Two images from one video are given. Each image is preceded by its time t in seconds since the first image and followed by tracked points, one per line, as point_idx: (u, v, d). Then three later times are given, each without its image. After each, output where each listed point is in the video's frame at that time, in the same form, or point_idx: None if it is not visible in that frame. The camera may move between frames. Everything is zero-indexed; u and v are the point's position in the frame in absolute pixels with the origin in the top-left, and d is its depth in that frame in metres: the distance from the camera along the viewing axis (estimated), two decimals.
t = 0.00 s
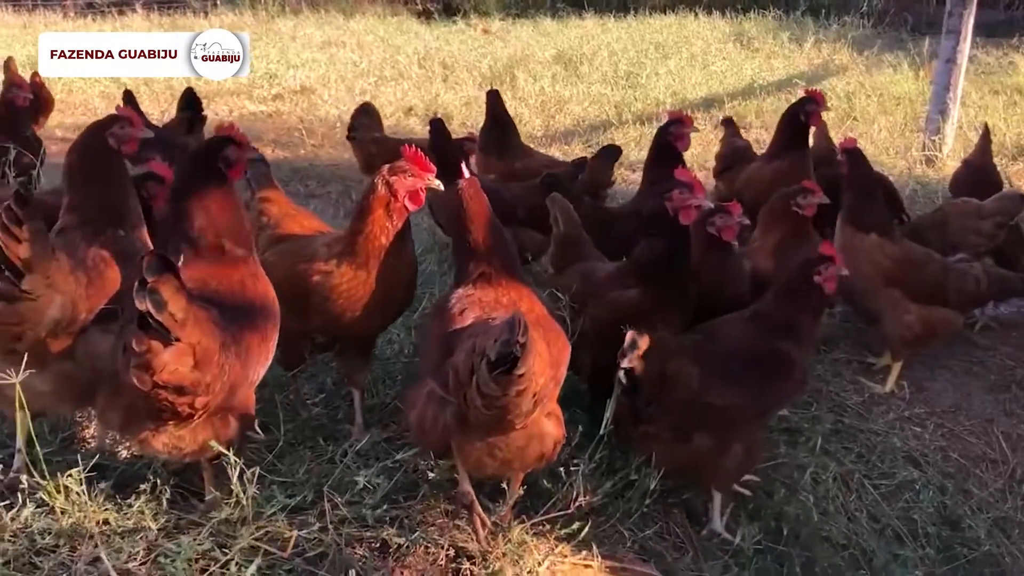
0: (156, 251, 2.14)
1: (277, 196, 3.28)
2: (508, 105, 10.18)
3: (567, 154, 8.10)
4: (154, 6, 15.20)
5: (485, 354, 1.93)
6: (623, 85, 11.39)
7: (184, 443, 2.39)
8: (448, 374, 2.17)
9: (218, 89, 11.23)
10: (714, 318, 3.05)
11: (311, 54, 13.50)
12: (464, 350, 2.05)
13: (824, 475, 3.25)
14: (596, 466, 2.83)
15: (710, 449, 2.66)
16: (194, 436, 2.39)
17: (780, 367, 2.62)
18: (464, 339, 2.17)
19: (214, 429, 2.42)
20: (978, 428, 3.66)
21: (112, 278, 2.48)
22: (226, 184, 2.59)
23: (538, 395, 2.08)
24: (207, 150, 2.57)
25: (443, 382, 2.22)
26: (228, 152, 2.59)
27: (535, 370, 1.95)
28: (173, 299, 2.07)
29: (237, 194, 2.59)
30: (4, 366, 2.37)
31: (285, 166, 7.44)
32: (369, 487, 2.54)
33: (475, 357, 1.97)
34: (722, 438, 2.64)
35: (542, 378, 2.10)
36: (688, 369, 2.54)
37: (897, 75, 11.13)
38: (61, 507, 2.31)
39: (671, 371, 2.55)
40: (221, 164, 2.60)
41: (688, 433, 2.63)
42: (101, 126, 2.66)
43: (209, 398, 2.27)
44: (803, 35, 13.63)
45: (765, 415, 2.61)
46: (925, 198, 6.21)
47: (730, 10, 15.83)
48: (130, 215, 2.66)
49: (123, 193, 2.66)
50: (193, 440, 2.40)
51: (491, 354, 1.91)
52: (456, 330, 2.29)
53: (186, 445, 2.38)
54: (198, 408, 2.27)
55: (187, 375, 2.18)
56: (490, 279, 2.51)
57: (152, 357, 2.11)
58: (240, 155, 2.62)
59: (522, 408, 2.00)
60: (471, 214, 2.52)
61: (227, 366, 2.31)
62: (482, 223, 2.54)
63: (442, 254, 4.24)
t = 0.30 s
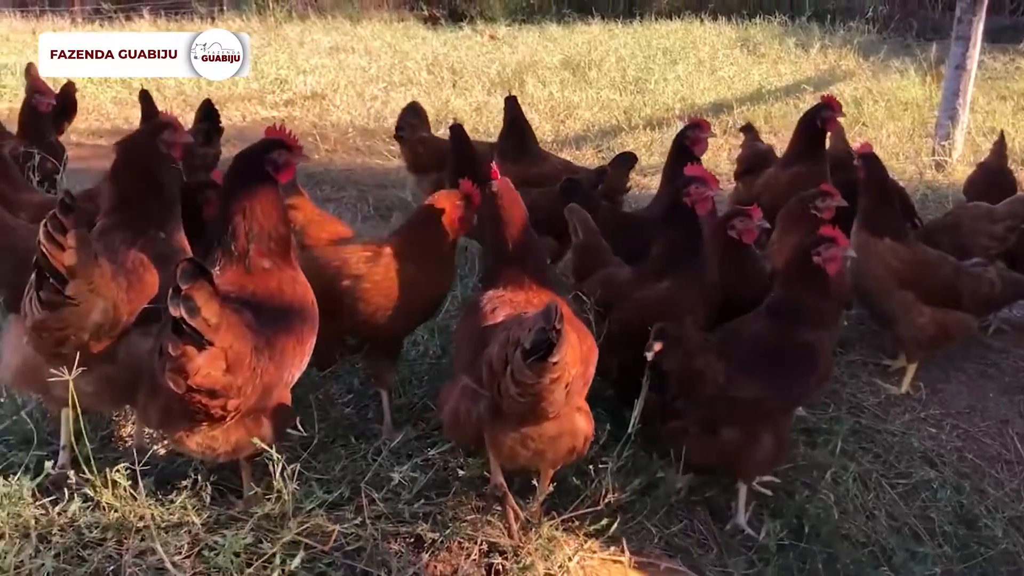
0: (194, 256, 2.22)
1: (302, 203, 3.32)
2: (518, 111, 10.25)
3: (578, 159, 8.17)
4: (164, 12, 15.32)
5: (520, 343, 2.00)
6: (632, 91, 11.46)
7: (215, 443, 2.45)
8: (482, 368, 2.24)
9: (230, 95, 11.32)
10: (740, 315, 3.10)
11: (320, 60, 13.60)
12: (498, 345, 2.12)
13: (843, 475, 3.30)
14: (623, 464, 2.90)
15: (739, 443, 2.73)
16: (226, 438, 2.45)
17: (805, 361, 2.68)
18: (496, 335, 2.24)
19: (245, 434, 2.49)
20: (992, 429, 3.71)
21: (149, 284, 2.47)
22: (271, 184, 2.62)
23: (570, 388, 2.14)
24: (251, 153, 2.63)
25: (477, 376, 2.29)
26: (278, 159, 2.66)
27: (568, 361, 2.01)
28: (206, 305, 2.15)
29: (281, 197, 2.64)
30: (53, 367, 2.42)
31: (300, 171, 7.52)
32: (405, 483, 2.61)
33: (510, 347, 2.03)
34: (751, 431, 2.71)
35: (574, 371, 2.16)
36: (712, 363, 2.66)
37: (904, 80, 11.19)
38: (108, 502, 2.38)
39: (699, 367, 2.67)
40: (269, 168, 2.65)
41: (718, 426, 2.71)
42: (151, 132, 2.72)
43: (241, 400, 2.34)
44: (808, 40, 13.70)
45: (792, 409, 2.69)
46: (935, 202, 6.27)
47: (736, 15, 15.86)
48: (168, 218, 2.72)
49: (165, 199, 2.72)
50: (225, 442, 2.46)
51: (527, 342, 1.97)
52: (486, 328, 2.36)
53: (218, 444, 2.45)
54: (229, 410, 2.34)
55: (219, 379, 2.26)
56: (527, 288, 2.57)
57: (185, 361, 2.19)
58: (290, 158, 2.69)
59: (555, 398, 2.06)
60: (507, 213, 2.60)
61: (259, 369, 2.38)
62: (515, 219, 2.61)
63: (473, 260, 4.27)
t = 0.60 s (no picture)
0: (238, 260, 2.30)
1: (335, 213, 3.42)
2: (534, 119, 10.30)
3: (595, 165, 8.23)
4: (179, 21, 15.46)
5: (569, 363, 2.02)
6: (646, 98, 11.52)
7: (255, 442, 2.51)
8: (525, 382, 2.28)
9: (247, 103, 11.42)
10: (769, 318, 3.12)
11: (334, 68, 13.69)
12: (544, 358, 2.14)
13: (868, 479, 3.33)
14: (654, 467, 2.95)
15: (773, 441, 2.79)
16: (266, 438, 2.51)
17: (836, 362, 2.78)
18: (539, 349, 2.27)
19: (285, 436, 2.54)
20: (1017, 433, 3.73)
21: (195, 286, 2.55)
22: (314, 194, 2.68)
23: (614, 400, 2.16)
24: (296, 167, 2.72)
25: (519, 388, 2.33)
26: (315, 171, 2.72)
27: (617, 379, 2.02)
28: (250, 307, 2.22)
29: (325, 208, 2.69)
30: (103, 367, 2.49)
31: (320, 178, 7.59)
32: (444, 483, 2.68)
33: (558, 365, 2.05)
34: (785, 429, 2.77)
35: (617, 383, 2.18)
36: (748, 362, 2.75)
37: (918, 87, 11.21)
38: (155, 502, 2.44)
39: (735, 365, 2.75)
40: (308, 181, 2.72)
41: (753, 424, 2.78)
42: (195, 141, 2.79)
43: (281, 403, 2.41)
44: (821, 47, 13.73)
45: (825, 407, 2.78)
46: (954, 208, 6.30)
47: (748, 22, 15.88)
48: (209, 226, 2.78)
49: (208, 203, 2.80)
50: (265, 442, 2.52)
51: (576, 362, 1.98)
52: (526, 340, 2.39)
53: (258, 444, 2.51)
54: (270, 412, 2.41)
55: (261, 382, 2.32)
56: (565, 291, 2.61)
57: (229, 361, 2.26)
58: (332, 173, 2.74)
59: (601, 416, 2.08)
60: (563, 206, 2.64)
61: (300, 372, 2.44)
62: (565, 211, 2.65)
63: (507, 269, 4.29)
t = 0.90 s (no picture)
0: (291, 261, 2.35)
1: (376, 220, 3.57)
2: (558, 126, 10.34)
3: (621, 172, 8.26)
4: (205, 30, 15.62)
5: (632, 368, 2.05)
6: (670, 105, 11.53)
7: (305, 437, 2.58)
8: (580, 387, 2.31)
9: (273, 111, 11.54)
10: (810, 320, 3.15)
11: (358, 76, 13.79)
12: (604, 360, 2.17)
13: (905, 484, 3.32)
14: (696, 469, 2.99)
15: (815, 440, 2.84)
16: (315, 435, 2.57)
17: (875, 363, 2.83)
18: (594, 355, 2.29)
19: (334, 435, 2.60)
20: None
21: (249, 290, 2.63)
22: (364, 198, 2.73)
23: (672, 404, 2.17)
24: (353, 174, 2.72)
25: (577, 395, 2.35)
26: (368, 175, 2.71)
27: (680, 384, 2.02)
28: (303, 306, 2.27)
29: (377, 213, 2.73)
30: (159, 366, 2.58)
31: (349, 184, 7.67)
32: (490, 483, 2.72)
33: (616, 368, 2.07)
34: (827, 427, 2.82)
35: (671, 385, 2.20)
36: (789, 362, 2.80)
37: (943, 94, 11.16)
38: (209, 499, 2.50)
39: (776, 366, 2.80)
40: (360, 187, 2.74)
41: (796, 424, 2.83)
42: (244, 148, 2.87)
43: (332, 401, 2.46)
44: (843, 54, 13.69)
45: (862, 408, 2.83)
46: (984, 215, 6.28)
47: (769, 29, 15.83)
48: (256, 228, 2.85)
49: (258, 209, 2.87)
50: (314, 438, 2.58)
51: (637, 364, 2.00)
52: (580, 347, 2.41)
53: (307, 441, 2.57)
54: (321, 410, 2.46)
55: (313, 380, 2.38)
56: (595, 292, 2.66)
57: (282, 359, 2.32)
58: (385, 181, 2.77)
59: (663, 418, 2.08)
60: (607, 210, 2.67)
61: (351, 371, 2.50)
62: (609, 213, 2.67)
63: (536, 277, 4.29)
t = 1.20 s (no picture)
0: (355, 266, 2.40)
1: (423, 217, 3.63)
2: (592, 133, 10.36)
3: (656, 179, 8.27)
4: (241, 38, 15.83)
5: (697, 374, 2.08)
6: (704, 113, 11.53)
7: (366, 438, 2.63)
8: (643, 395, 2.34)
9: (309, 118, 11.68)
10: (859, 326, 3.12)
11: (392, 83, 13.92)
12: (667, 367, 2.21)
13: (956, 493, 3.29)
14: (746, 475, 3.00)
15: (866, 448, 2.86)
16: (375, 435, 2.62)
17: (925, 373, 2.77)
18: (654, 361, 2.32)
19: (393, 435, 2.65)
20: None
21: (310, 293, 2.70)
22: (423, 204, 2.79)
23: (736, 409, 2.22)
24: (410, 184, 2.79)
25: (638, 403, 2.38)
26: (427, 187, 2.80)
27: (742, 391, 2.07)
28: (367, 311, 2.32)
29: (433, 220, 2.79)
30: (225, 367, 2.64)
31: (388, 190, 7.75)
32: (546, 485, 2.75)
33: (682, 375, 2.12)
34: (878, 435, 2.83)
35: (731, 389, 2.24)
36: (838, 369, 2.83)
37: (980, 103, 11.07)
38: (272, 497, 2.56)
39: (826, 374, 2.85)
40: (419, 194, 2.81)
41: (847, 431, 2.85)
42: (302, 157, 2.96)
43: (394, 402, 2.51)
44: (876, 63, 13.62)
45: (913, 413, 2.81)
46: None
47: (801, 37, 15.74)
48: (313, 234, 2.91)
49: (318, 215, 2.94)
50: (375, 437, 2.63)
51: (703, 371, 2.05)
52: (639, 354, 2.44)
53: (368, 441, 2.63)
54: (383, 411, 2.51)
55: (375, 380, 2.42)
56: (652, 295, 2.66)
57: (346, 361, 2.37)
58: (443, 190, 2.85)
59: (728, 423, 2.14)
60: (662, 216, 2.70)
61: (411, 371, 2.54)
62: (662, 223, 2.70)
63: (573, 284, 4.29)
